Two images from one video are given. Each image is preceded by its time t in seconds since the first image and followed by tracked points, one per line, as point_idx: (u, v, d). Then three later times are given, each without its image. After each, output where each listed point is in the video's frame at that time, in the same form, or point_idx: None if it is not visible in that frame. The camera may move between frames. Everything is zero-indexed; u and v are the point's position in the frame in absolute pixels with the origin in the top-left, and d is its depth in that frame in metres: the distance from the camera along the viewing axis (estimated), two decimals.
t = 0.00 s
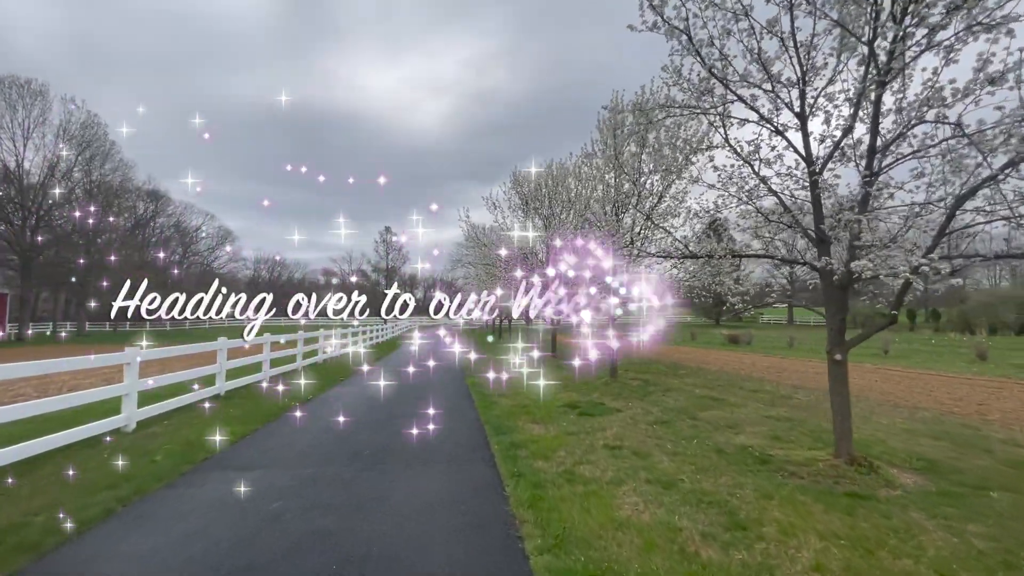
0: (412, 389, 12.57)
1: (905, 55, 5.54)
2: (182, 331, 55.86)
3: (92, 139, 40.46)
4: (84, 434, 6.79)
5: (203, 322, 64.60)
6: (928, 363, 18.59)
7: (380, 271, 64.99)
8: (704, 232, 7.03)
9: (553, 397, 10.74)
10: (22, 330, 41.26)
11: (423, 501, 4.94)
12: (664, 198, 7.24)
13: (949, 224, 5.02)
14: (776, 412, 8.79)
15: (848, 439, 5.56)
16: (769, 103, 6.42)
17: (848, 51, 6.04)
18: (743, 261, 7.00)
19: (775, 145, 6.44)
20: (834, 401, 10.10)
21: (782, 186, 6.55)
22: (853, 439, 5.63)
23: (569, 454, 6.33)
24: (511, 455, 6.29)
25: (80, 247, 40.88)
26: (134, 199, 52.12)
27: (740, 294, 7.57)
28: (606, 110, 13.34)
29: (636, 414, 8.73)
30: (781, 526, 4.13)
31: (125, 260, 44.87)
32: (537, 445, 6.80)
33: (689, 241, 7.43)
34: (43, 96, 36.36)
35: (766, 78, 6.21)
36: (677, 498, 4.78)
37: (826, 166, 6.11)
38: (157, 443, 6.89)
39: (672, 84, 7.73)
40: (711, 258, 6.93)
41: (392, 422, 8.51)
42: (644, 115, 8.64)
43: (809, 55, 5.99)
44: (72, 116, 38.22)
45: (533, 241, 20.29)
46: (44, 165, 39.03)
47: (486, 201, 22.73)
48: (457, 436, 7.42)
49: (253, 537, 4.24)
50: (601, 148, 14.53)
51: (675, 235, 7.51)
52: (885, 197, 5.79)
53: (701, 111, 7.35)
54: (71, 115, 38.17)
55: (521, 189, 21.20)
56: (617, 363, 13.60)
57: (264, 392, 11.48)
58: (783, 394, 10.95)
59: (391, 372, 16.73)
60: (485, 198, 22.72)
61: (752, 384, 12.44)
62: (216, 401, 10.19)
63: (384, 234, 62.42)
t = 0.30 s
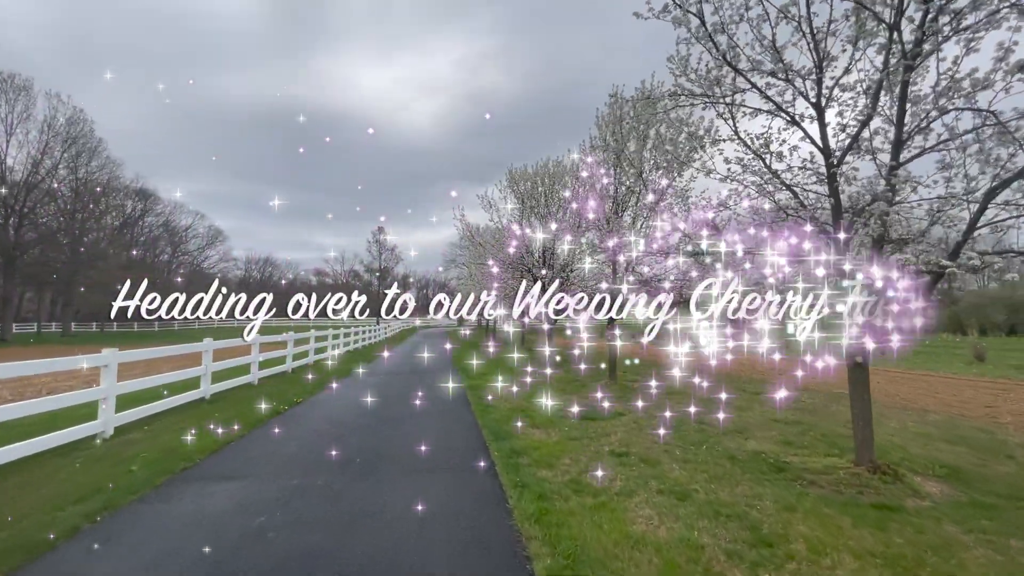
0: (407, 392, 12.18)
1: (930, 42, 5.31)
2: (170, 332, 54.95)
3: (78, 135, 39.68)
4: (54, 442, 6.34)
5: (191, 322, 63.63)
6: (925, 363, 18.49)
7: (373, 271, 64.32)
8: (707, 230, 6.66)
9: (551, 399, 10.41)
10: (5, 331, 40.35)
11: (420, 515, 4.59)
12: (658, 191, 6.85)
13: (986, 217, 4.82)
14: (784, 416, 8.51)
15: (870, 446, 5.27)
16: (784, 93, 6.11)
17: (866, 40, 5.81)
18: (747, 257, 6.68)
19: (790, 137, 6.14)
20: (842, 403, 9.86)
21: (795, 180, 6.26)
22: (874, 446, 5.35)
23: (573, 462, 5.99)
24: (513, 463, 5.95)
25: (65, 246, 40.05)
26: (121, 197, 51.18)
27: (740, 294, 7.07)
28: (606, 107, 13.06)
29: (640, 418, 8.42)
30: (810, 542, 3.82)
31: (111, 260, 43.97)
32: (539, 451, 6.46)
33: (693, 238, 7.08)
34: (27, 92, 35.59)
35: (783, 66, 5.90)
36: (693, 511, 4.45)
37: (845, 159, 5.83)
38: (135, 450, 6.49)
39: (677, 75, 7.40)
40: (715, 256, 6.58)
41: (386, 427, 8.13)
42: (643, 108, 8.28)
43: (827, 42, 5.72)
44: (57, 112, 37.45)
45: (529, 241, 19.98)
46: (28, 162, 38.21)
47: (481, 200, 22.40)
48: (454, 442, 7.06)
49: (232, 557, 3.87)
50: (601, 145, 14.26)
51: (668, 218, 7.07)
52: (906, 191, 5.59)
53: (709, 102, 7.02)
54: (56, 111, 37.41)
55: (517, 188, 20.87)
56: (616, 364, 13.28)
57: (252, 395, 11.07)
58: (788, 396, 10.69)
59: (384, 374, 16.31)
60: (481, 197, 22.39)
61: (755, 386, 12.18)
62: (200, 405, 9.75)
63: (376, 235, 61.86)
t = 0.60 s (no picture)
0: (402, 395, 11.80)
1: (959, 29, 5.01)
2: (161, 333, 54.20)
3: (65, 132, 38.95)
4: (22, 452, 5.91)
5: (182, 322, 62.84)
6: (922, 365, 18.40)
7: (367, 271, 63.70)
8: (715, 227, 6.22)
9: (551, 403, 10.07)
10: None
11: (416, 534, 4.23)
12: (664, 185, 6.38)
13: None
14: (795, 421, 8.19)
15: (896, 457, 4.96)
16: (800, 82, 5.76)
17: (885, 28, 5.53)
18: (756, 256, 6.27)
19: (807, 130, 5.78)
20: (848, 407, 9.60)
21: (810, 175, 5.91)
22: (899, 457, 5.04)
23: (578, 473, 5.65)
24: (514, 474, 5.60)
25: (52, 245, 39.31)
26: (109, 196, 50.27)
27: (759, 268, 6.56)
28: (605, 103, 12.71)
29: (644, 424, 8.08)
30: (844, 567, 3.48)
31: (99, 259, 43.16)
32: (542, 461, 6.11)
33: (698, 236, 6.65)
34: (13, 88, 34.89)
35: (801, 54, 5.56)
36: (713, 530, 4.10)
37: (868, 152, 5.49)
38: (109, 461, 6.06)
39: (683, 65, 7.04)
40: (724, 255, 6.14)
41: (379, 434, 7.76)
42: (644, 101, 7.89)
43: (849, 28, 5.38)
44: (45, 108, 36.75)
45: (526, 240, 19.65)
46: (14, 159, 37.45)
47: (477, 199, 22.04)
48: (451, 450, 6.70)
49: None
50: (600, 142, 13.92)
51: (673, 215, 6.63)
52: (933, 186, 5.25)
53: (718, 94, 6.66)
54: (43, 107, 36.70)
55: (513, 186, 20.51)
56: (616, 366, 12.98)
57: (240, 399, 10.64)
58: (793, 400, 10.42)
59: (378, 376, 15.92)
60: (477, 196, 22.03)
61: (758, 389, 11.92)
62: (185, 410, 9.33)
63: (370, 235, 61.28)
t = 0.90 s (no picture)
0: (395, 399, 11.42)
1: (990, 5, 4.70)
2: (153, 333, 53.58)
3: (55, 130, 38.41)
4: None
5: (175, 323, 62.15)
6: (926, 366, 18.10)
7: (362, 271, 63.23)
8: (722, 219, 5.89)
9: (550, 406, 9.73)
10: None
11: (406, 553, 3.87)
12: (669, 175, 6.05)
13: None
14: (806, 425, 7.83)
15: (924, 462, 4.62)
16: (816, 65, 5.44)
17: (907, 9, 5.21)
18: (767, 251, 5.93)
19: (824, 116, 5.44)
20: (858, 410, 9.29)
21: (826, 165, 5.58)
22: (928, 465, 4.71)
23: (581, 482, 5.29)
24: (514, 485, 5.23)
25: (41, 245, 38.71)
26: (100, 194, 49.55)
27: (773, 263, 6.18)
28: (605, 97, 12.38)
29: (648, 428, 7.74)
30: None
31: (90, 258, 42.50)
32: (542, 469, 5.76)
33: (705, 229, 6.31)
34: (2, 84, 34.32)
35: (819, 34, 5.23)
36: (732, 548, 3.74)
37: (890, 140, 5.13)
38: (78, 471, 5.67)
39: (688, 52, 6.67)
40: (733, 248, 5.81)
41: (369, 441, 7.37)
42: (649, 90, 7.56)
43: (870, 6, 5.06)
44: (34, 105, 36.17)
45: (523, 239, 19.33)
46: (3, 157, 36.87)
47: (473, 197, 21.73)
48: (445, 458, 6.33)
49: None
50: (600, 137, 13.59)
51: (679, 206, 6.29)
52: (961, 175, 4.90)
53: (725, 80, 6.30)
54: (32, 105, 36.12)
55: (510, 184, 20.17)
56: (616, 367, 12.66)
57: (226, 402, 10.25)
58: (800, 402, 10.11)
59: (371, 378, 15.52)
60: (473, 194, 21.73)
61: (762, 391, 11.61)
62: (166, 415, 8.90)
63: (366, 235, 60.72)
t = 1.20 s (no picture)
0: (390, 404, 11.05)
1: None
2: (147, 334, 53.05)
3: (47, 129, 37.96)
4: None
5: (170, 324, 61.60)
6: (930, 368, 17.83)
7: (359, 271, 62.81)
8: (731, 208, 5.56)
9: (551, 411, 9.35)
10: None
11: None
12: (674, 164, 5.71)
13: None
14: (819, 431, 7.49)
15: (960, 478, 4.26)
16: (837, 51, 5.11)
17: None
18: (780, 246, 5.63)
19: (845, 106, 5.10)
20: (871, 416, 8.95)
21: (846, 157, 5.26)
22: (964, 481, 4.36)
23: (586, 498, 4.92)
24: (514, 500, 4.87)
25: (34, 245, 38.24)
26: (94, 194, 48.98)
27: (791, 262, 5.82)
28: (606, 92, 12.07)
29: (654, 436, 7.36)
30: None
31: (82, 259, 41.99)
32: (545, 481, 5.40)
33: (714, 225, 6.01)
34: None
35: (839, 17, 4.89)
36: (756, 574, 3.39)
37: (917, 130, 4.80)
38: (44, 487, 5.27)
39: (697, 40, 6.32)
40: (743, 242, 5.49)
41: (361, 451, 7.00)
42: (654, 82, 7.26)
43: None
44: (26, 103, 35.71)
45: (521, 239, 18.97)
46: None
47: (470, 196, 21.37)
48: (441, 470, 5.97)
49: None
50: (601, 134, 13.24)
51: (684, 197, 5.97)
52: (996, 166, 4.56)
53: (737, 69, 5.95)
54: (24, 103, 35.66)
55: (508, 182, 19.78)
56: (619, 370, 12.30)
57: (214, 408, 9.85)
58: (809, 406, 9.77)
59: (366, 381, 15.14)
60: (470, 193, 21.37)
61: (769, 395, 11.27)
62: (149, 422, 8.50)
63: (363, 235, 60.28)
